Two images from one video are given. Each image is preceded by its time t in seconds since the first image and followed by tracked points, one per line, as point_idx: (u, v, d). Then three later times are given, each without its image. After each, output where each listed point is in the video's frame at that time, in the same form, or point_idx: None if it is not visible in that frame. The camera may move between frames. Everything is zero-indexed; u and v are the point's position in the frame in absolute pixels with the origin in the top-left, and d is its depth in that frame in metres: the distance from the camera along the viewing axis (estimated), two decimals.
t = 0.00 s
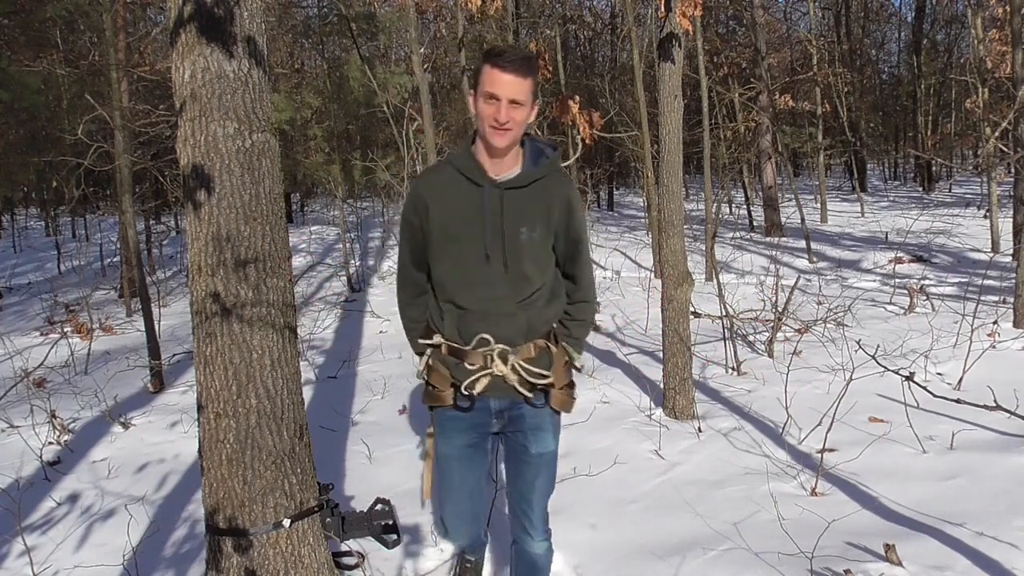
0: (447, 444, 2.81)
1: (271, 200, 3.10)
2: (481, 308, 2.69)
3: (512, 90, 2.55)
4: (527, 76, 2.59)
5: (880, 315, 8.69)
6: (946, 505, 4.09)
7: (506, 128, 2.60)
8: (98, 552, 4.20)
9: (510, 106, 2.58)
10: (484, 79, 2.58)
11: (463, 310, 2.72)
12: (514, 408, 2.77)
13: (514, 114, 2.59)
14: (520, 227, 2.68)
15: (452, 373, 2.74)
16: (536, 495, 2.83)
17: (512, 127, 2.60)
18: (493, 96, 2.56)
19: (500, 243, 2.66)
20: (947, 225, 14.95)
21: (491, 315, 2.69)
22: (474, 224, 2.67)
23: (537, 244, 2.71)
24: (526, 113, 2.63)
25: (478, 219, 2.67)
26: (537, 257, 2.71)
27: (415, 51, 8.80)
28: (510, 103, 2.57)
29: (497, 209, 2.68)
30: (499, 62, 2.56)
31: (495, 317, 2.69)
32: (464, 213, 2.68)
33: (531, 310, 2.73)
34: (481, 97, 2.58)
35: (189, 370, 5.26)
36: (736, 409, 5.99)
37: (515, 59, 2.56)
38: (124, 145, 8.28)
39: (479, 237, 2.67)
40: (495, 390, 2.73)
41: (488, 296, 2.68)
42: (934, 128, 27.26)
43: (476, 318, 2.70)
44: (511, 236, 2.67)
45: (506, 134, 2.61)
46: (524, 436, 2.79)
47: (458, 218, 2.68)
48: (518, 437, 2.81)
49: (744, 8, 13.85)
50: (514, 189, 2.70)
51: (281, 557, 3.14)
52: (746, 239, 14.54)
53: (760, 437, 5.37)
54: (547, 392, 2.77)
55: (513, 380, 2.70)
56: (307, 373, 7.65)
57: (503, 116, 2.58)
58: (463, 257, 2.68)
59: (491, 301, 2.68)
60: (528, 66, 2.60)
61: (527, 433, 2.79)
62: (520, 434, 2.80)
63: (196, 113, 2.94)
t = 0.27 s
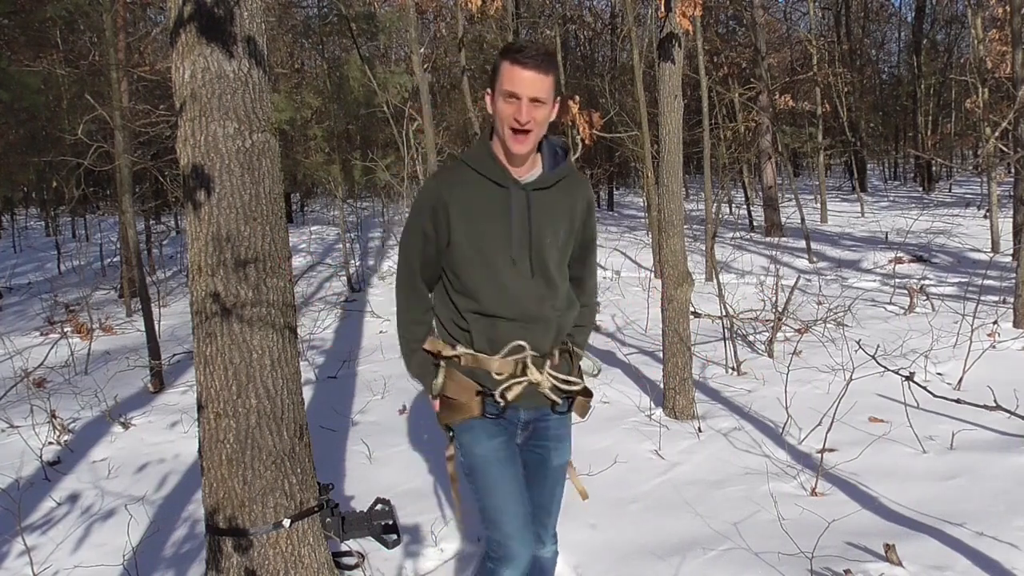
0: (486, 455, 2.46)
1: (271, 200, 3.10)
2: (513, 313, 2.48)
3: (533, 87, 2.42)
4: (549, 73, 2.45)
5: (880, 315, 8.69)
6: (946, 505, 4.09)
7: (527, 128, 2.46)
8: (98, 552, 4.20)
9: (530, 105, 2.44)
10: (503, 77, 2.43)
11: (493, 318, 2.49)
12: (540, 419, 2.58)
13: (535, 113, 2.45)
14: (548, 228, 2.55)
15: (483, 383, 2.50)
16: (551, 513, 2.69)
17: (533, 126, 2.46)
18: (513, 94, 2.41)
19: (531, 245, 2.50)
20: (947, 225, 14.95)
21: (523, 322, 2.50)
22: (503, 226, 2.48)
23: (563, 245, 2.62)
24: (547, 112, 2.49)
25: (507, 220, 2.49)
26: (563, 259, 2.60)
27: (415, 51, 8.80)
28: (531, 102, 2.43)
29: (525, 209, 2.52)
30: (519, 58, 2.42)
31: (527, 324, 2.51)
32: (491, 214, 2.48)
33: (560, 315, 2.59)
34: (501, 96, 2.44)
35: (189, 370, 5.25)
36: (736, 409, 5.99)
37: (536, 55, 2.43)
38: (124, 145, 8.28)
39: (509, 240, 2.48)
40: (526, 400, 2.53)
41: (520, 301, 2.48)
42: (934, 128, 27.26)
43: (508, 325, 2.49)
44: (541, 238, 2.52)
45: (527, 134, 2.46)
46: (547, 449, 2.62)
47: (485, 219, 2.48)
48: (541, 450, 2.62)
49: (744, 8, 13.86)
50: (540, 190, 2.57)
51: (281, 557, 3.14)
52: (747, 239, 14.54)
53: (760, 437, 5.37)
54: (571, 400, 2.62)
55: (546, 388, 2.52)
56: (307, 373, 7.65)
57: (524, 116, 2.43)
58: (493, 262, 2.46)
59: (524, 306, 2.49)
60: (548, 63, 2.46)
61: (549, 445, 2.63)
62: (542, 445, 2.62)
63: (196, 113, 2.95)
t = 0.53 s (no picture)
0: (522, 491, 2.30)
1: (271, 200, 3.10)
2: (544, 327, 2.32)
3: (544, 84, 2.19)
4: (556, 68, 2.23)
5: (880, 315, 8.69)
6: (946, 505, 4.09)
7: (540, 129, 2.23)
8: (98, 552, 4.20)
9: (541, 104, 2.21)
10: (510, 75, 2.19)
11: (525, 335, 2.29)
12: (562, 439, 2.44)
13: (547, 111, 2.22)
14: (562, 235, 2.42)
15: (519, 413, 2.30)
16: (561, 533, 2.55)
17: (546, 126, 2.23)
18: (524, 93, 2.18)
19: (554, 252, 2.35)
20: (947, 225, 14.95)
21: (550, 335, 2.36)
22: (530, 234, 2.28)
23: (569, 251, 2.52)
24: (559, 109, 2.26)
25: (534, 227, 2.29)
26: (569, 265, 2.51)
27: (415, 51, 8.80)
28: (542, 99, 2.20)
29: (545, 215, 2.35)
30: (525, 54, 2.19)
31: (553, 336, 2.37)
32: (520, 221, 2.26)
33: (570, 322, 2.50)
34: (510, 96, 2.20)
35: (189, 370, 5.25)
36: (736, 409, 6.00)
37: (542, 49, 2.20)
38: (124, 145, 8.28)
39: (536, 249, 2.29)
40: (557, 423, 2.39)
41: (550, 314, 2.33)
42: (934, 127, 27.24)
43: (537, 341, 2.32)
44: (560, 245, 2.39)
45: (540, 135, 2.23)
46: (565, 468, 2.47)
47: (514, 228, 2.24)
48: (559, 469, 2.47)
49: (744, 8, 13.86)
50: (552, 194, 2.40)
51: (281, 557, 3.14)
52: (747, 239, 14.54)
53: (760, 437, 5.37)
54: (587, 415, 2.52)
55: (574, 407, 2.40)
56: (307, 373, 7.65)
57: (538, 115, 2.20)
58: (524, 274, 2.25)
59: (552, 319, 2.34)
60: (554, 56, 2.23)
61: (567, 463, 2.49)
62: (560, 465, 2.47)
63: (196, 113, 2.95)
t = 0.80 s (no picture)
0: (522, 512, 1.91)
1: (271, 201, 3.10)
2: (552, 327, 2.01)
3: (550, 64, 1.89)
4: (559, 46, 1.94)
5: (880, 315, 8.70)
6: (946, 505, 4.09)
7: (546, 115, 1.93)
8: (98, 552, 4.21)
9: (547, 86, 1.91)
10: (510, 56, 1.89)
11: (542, 339, 1.95)
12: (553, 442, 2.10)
13: (553, 94, 1.92)
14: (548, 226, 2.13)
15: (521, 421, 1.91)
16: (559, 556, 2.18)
17: (553, 111, 1.93)
18: (529, 75, 1.88)
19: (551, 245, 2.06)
20: (946, 225, 14.96)
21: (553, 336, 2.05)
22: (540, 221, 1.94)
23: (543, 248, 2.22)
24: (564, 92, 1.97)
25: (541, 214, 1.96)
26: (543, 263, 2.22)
27: (415, 51, 8.80)
28: (549, 81, 1.91)
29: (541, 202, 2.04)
30: (526, 31, 1.90)
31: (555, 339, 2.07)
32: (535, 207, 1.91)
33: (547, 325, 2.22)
34: (510, 78, 1.90)
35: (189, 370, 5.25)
36: (736, 409, 5.99)
37: (542, 26, 1.92)
38: (124, 145, 8.27)
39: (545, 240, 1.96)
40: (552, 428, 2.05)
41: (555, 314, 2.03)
42: (934, 127, 27.25)
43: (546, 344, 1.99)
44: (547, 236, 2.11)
45: (545, 122, 1.93)
46: (558, 477, 2.13)
47: (534, 213, 1.88)
48: (552, 480, 2.12)
49: (744, 8, 13.87)
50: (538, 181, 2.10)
51: (281, 557, 3.14)
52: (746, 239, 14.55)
53: (760, 437, 5.37)
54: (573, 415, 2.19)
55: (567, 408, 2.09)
56: (307, 373, 7.65)
57: (545, 98, 1.90)
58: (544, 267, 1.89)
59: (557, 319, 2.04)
60: (556, 34, 1.95)
61: (560, 471, 2.14)
62: (553, 476, 2.12)
63: (196, 113, 2.95)
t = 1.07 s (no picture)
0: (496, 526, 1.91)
1: (271, 200, 3.10)
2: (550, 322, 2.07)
3: (520, 69, 1.90)
4: (529, 47, 1.93)
5: (880, 315, 8.69)
6: (947, 505, 4.09)
7: (518, 119, 1.96)
8: (97, 552, 4.20)
9: (519, 90, 1.93)
10: (479, 61, 1.90)
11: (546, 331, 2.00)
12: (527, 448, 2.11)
13: (525, 98, 1.94)
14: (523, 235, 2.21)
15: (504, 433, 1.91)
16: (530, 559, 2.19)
17: (525, 115, 1.96)
18: (499, 82, 1.89)
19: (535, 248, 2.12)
20: (947, 225, 14.95)
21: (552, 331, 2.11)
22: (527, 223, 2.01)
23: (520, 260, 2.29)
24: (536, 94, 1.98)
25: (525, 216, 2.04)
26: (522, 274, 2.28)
27: (415, 51, 8.79)
28: (520, 87, 1.92)
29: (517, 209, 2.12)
30: (494, 35, 1.89)
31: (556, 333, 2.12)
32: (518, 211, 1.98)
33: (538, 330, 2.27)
34: (481, 84, 1.91)
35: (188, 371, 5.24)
36: (736, 409, 5.99)
37: (511, 29, 1.90)
38: (124, 145, 8.27)
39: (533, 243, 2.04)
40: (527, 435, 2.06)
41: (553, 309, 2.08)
42: (934, 127, 27.22)
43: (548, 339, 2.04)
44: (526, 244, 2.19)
45: (517, 126, 1.97)
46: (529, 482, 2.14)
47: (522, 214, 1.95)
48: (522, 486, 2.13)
49: (744, 8, 13.86)
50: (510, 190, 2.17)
51: (281, 557, 3.14)
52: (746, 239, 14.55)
53: (760, 437, 5.37)
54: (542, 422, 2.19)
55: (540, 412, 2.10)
56: (307, 373, 7.65)
57: (516, 103, 1.92)
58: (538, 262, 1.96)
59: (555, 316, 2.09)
60: (525, 34, 1.94)
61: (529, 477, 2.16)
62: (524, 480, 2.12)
63: (196, 113, 2.95)
